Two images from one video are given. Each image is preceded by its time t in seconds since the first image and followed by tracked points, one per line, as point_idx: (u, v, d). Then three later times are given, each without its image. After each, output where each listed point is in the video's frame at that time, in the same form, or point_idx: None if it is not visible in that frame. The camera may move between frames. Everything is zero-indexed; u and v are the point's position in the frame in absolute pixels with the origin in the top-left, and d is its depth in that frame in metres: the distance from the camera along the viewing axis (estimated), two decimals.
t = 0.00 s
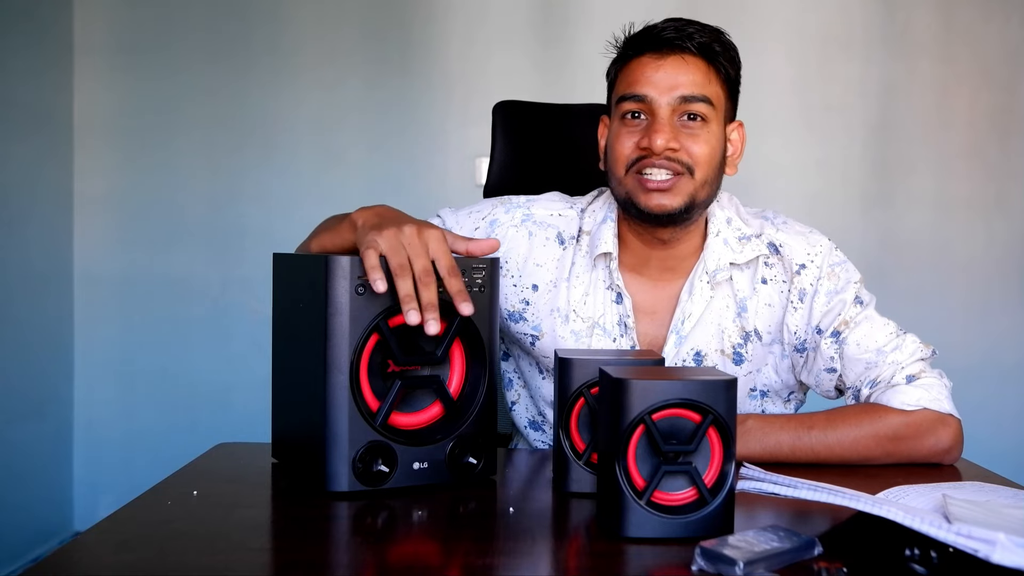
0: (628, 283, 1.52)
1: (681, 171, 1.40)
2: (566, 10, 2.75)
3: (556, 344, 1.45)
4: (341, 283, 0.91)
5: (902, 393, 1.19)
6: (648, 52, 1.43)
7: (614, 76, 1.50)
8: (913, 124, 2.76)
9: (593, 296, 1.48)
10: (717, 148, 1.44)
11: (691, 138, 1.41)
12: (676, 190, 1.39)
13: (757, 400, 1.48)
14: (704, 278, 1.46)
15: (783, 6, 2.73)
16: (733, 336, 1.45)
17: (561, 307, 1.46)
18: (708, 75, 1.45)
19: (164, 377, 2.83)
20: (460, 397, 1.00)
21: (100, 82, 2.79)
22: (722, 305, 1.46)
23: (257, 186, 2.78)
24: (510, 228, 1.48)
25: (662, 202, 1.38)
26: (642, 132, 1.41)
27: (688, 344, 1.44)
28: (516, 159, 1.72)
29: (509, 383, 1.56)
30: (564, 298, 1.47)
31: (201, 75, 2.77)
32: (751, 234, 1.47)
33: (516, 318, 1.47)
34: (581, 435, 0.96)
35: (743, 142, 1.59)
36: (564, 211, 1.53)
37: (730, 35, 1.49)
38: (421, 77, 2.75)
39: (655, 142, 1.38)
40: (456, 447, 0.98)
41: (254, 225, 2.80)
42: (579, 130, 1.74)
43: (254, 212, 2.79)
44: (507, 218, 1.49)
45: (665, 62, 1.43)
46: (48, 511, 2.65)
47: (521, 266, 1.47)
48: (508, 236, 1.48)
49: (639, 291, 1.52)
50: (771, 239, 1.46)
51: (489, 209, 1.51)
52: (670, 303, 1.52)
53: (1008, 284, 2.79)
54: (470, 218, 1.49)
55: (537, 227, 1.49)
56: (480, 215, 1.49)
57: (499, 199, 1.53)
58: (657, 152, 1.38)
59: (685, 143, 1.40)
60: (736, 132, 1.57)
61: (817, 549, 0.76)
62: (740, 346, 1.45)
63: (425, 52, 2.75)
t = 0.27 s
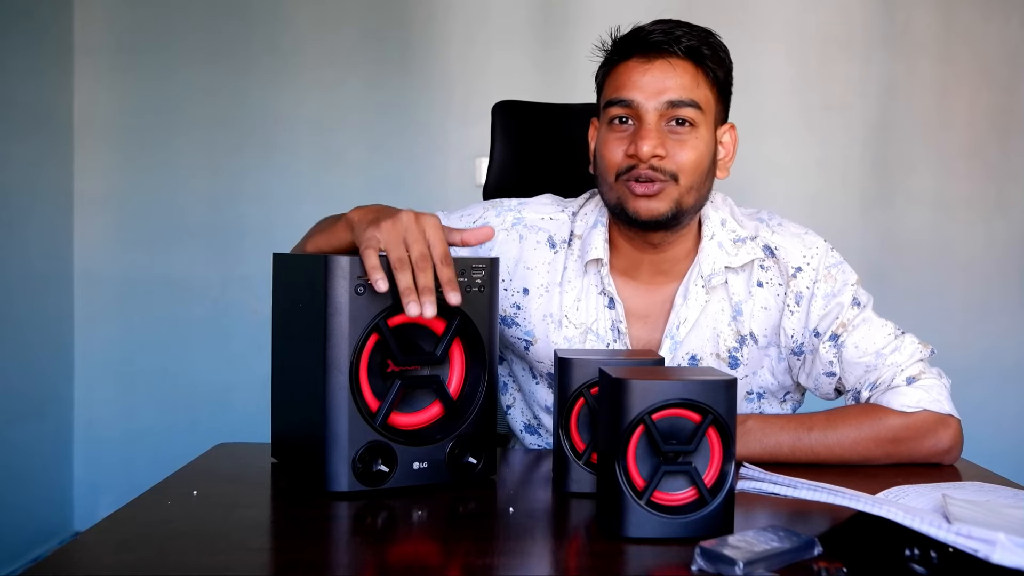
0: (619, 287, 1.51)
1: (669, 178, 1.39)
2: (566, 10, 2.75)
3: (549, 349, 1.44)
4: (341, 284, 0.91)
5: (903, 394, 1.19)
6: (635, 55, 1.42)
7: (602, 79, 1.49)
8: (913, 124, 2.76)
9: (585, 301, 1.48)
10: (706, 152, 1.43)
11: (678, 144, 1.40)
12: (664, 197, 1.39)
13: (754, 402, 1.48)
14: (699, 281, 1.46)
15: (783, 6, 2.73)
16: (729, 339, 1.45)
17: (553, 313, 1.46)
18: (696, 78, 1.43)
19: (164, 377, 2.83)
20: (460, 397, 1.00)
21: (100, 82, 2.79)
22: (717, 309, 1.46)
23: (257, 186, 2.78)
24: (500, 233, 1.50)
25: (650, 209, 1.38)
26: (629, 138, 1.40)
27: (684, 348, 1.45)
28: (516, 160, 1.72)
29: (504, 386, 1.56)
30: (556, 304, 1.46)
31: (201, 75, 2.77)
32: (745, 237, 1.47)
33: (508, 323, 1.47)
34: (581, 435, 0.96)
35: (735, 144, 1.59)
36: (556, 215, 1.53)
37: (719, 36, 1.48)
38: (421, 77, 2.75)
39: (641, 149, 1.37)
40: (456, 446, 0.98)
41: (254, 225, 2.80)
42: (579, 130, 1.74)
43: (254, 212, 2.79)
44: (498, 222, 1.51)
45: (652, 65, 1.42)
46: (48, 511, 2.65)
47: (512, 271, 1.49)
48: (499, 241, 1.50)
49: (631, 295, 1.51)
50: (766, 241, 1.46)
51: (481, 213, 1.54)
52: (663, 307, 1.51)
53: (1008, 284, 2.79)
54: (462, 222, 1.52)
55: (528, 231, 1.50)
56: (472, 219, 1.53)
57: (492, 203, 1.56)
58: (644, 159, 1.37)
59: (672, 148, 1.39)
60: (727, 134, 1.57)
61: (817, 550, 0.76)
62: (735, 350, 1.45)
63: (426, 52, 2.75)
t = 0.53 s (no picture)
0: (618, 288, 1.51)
1: (665, 182, 1.39)
2: (566, 10, 2.75)
3: (548, 352, 1.44)
4: (340, 284, 0.91)
5: (903, 395, 1.19)
6: (631, 57, 1.42)
7: (599, 81, 1.49)
8: (913, 125, 2.76)
9: (584, 303, 1.48)
10: (703, 155, 1.43)
11: (675, 147, 1.40)
12: (661, 202, 1.39)
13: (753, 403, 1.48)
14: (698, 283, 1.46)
15: (783, 6, 2.73)
16: (729, 341, 1.45)
17: (552, 315, 1.45)
18: (693, 79, 1.43)
19: (164, 377, 2.83)
20: (459, 396, 1.00)
21: (100, 82, 2.79)
22: (717, 311, 1.46)
23: (257, 186, 2.78)
24: (499, 234, 1.49)
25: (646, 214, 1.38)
26: (625, 141, 1.40)
27: (684, 350, 1.45)
28: (516, 161, 1.72)
29: (503, 388, 1.56)
30: (554, 306, 1.46)
31: (201, 75, 2.77)
32: (744, 238, 1.47)
33: (507, 325, 1.47)
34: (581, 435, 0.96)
35: (734, 145, 1.59)
36: (555, 217, 1.53)
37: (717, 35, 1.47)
38: (421, 77, 2.75)
39: (637, 153, 1.37)
40: (455, 446, 0.98)
41: (254, 225, 2.80)
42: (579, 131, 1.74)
43: (254, 212, 2.79)
44: (495, 223, 1.51)
45: (647, 67, 1.41)
46: (48, 512, 2.66)
47: (510, 272, 1.49)
48: (497, 243, 1.49)
49: (631, 297, 1.52)
50: (765, 243, 1.46)
51: (480, 214, 1.54)
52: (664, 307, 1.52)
53: (1008, 284, 2.80)
54: (459, 224, 1.52)
55: (527, 233, 1.50)
56: (469, 221, 1.52)
57: (490, 204, 1.56)
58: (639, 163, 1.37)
59: (669, 152, 1.39)
60: (725, 135, 1.56)
61: (817, 550, 0.76)
62: (735, 352, 1.45)
63: (426, 52, 2.75)
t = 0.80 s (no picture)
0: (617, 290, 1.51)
1: (664, 186, 1.39)
2: (566, 10, 2.75)
3: (547, 353, 1.44)
4: (340, 284, 0.91)
5: (904, 396, 1.19)
6: (631, 60, 1.41)
7: (599, 83, 1.49)
8: (913, 125, 2.76)
9: (584, 305, 1.48)
10: (702, 159, 1.43)
11: (674, 152, 1.39)
12: (660, 206, 1.39)
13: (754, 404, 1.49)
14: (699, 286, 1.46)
15: (783, 6, 2.73)
16: (729, 343, 1.45)
17: (551, 317, 1.46)
18: (693, 83, 1.43)
19: (165, 377, 2.83)
20: (459, 397, 1.00)
21: (100, 82, 2.79)
22: (717, 313, 1.46)
23: (257, 186, 2.78)
24: (499, 236, 1.50)
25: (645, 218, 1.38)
26: (624, 145, 1.39)
27: (684, 352, 1.45)
28: (517, 162, 1.72)
29: (504, 388, 1.56)
30: (554, 308, 1.46)
31: (201, 75, 2.77)
32: (745, 240, 1.47)
33: (507, 327, 1.47)
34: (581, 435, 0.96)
35: (734, 147, 1.58)
36: (556, 219, 1.54)
37: (717, 38, 1.47)
38: (421, 77, 2.75)
39: (636, 157, 1.36)
40: (455, 447, 0.98)
41: (254, 225, 2.80)
42: (580, 132, 1.74)
43: (254, 212, 2.79)
44: (496, 225, 1.52)
45: (647, 71, 1.41)
46: (48, 512, 2.66)
47: (510, 274, 1.49)
48: (498, 244, 1.49)
49: (631, 298, 1.52)
50: (766, 244, 1.46)
51: (481, 216, 1.55)
52: (664, 308, 1.52)
53: (1008, 284, 2.79)
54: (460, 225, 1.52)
55: (527, 234, 1.51)
56: (469, 223, 1.54)
57: (491, 206, 1.56)
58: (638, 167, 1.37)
59: (668, 156, 1.39)
60: (725, 138, 1.56)
61: (817, 550, 0.76)
62: (736, 354, 1.45)
63: (426, 52, 2.75)
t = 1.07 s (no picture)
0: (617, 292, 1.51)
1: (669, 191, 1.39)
2: (567, 10, 2.75)
3: (546, 357, 1.44)
4: (340, 284, 0.91)
5: (904, 396, 1.19)
6: (634, 66, 1.42)
7: (601, 89, 1.49)
8: (913, 125, 2.76)
9: (583, 308, 1.48)
10: (707, 165, 1.42)
11: (679, 157, 1.39)
12: (665, 210, 1.38)
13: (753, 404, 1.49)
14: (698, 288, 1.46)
15: (783, 6, 2.73)
16: (728, 345, 1.46)
17: (549, 321, 1.45)
18: (696, 89, 1.43)
19: (165, 377, 2.83)
20: (460, 396, 1.00)
21: (100, 82, 2.79)
22: (716, 315, 1.47)
23: (257, 186, 2.78)
24: (500, 239, 1.50)
25: (651, 223, 1.38)
26: (629, 150, 1.39)
27: (683, 354, 1.45)
28: (519, 163, 1.72)
29: (504, 388, 1.56)
30: (553, 311, 1.46)
31: (201, 75, 2.77)
32: (744, 242, 1.47)
33: (506, 329, 1.47)
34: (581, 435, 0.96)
35: (734, 149, 1.58)
36: (556, 222, 1.54)
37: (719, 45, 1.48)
38: (421, 77, 2.75)
39: (641, 162, 1.36)
40: (455, 446, 0.98)
41: (254, 225, 2.80)
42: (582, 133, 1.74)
43: (255, 212, 2.79)
44: (497, 226, 1.52)
45: (651, 77, 1.41)
46: (48, 512, 2.66)
47: (510, 276, 1.49)
48: (498, 247, 1.49)
49: (631, 300, 1.52)
50: (765, 247, 1.46)
51: (481, 217, 1.54)
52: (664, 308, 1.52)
53: (1008, 284, 2.80)
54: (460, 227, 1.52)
55: (528, 237, 1.51)
56: (470, 224, 1.53)
57: (492, 207, 1.56)
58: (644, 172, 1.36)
59: (673, 161, 1.39)
60: (725, 143, 1.56)
61: (817, 550, 0.76)
62: (735, 355, 1.45)
63: (426, 52, 2.75)
